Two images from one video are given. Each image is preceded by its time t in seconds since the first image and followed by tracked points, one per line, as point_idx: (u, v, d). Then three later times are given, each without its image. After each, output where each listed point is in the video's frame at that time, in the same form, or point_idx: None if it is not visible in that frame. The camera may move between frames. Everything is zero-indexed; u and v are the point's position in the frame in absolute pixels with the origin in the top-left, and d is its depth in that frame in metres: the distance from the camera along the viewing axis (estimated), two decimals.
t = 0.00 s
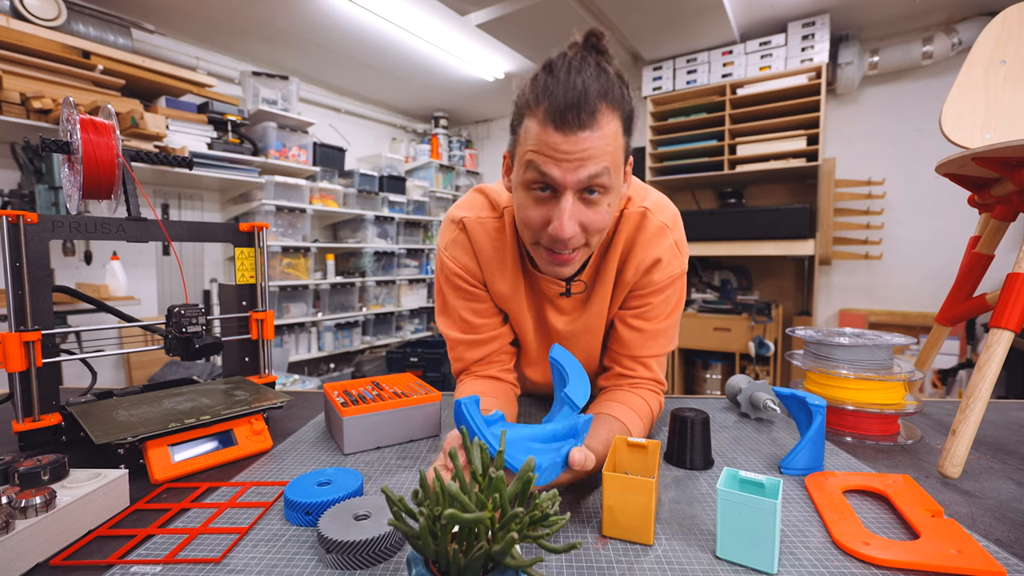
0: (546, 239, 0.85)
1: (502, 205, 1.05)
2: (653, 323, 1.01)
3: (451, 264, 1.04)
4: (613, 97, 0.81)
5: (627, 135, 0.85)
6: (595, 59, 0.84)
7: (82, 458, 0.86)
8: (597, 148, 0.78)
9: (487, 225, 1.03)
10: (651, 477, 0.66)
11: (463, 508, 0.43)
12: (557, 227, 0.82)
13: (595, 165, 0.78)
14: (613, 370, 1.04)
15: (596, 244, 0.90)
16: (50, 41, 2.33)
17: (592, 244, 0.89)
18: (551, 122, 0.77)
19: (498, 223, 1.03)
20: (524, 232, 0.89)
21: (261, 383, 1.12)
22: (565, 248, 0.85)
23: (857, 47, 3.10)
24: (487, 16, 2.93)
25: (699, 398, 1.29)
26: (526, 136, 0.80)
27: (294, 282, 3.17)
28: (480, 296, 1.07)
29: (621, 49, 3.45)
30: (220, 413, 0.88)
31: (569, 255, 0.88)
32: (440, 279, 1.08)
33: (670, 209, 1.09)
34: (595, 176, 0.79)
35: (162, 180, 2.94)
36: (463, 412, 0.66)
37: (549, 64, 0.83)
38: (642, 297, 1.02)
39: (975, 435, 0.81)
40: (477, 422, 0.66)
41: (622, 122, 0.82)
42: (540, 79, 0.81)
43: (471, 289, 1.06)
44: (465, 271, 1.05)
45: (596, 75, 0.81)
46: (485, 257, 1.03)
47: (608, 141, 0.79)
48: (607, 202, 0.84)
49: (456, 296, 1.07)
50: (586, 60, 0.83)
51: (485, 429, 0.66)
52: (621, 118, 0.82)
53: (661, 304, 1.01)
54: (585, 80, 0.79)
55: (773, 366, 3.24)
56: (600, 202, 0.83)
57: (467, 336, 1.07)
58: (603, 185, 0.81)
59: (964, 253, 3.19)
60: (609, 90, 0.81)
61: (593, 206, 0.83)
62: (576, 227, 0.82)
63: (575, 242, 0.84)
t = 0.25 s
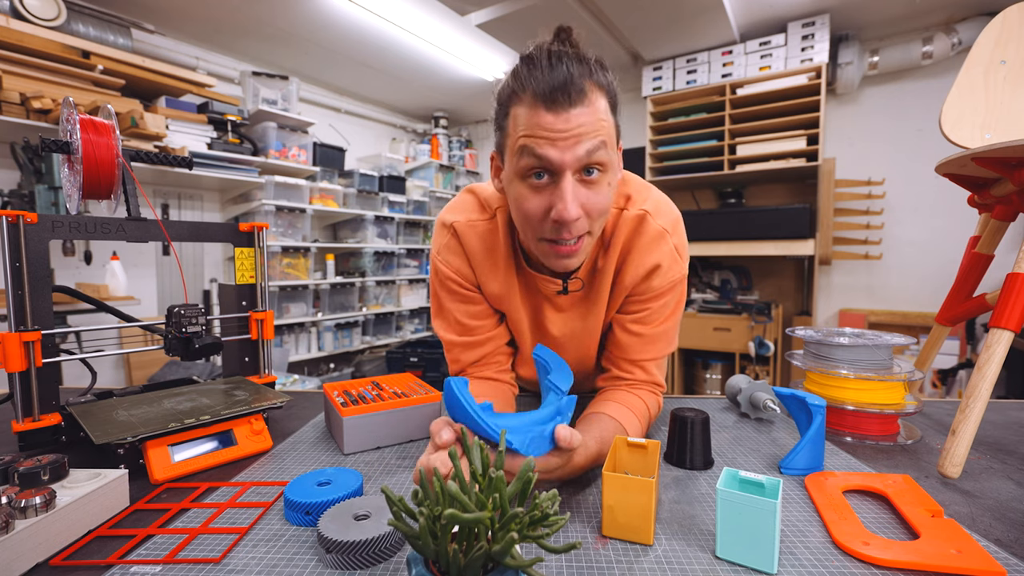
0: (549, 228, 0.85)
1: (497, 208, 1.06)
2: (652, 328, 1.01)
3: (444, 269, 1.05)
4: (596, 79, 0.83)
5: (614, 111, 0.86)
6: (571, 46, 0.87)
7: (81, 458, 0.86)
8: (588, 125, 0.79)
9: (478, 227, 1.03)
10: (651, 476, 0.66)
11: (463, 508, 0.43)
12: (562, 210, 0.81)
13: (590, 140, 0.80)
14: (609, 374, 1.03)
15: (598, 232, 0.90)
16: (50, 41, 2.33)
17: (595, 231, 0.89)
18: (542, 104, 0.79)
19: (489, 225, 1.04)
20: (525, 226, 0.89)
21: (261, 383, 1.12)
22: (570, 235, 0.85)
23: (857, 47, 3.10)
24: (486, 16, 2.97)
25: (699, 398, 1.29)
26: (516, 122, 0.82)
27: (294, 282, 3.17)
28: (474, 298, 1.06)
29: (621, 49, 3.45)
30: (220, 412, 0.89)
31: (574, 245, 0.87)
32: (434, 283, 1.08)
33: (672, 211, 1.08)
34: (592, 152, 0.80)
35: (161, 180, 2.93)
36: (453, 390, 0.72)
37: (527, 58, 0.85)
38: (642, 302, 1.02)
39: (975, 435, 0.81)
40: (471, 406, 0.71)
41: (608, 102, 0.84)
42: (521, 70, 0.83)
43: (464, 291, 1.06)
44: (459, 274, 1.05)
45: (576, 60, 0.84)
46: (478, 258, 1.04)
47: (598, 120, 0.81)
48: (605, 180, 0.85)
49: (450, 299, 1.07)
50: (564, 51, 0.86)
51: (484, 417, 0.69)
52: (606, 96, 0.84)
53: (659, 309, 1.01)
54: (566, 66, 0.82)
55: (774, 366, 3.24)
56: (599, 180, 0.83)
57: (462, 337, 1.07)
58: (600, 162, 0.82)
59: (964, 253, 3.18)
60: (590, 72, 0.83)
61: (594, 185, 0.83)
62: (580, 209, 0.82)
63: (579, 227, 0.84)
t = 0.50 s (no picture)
0: (533, 202, 0.89)
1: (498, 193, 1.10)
2: (643, 314, 1.00)
3: (451, 257, 1.09)
4: (579, 69, 0.89)
5: (595, 102, 0.91)
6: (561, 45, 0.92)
7: (81, 458, 0.86)
8: (566, 107, 0.84)
9: (484, 216, 1.06)
10: (651, 477, 0.66)
11: (463, 508, 0.43)
12: (541, 183, 0.86)
13: (568, 120, 0.84)
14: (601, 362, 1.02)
15: (581, 208, 0.94)
16: (50, 41, 2.33)
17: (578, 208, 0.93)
18: (526, 88, 0.84)
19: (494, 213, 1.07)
20: (513, 200, 0.93)
21: (261, 383, 1.12)
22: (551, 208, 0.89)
23: (857, 47, 3.10)
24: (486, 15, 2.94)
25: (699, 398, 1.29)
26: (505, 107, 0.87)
27: (294, 282, 3.17)
28: (481, 283, 1.09)
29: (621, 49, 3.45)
30: (220, 413, 0.89)
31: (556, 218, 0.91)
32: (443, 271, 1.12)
33: (660, 205, 1.08)
34: (570, 131, 0.84)
35: (161, 180, 2.93)
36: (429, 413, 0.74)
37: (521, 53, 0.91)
38: (630, 288, 1.02)
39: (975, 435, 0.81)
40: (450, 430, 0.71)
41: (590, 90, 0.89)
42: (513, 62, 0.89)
43: (472, 277, 1.09)
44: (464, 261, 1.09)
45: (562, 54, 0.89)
46: (483, 245, 1.06)
47: (577, 102, 0.85)
48: (586, 160, 0.89)
49: (458, 286, 1.09)
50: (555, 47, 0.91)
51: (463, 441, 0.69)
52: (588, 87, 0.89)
53: (649, 295, 1.00)
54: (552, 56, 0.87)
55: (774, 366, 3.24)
56: (578, 159, 0.88)
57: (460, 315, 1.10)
58: (579, 142, 0.86)
59: (964, 253, 3.19)
60: (574, 65, 0.88)
61: (573, 164, 0.88)
62: (559, 181, 0.87)
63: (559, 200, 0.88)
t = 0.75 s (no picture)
0: (524, 190, 0.90)
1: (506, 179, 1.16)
2: (637, 310, 0.98)
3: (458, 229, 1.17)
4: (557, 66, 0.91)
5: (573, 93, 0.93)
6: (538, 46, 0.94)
7: (81, 458, 0.86)
8: (543, 102, 0.85)
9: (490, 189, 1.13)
10: (651, 477, 0.66)
11: (463, 508, 0.43)
12: (529, 174, 0.87)
13: (548, 112, 0.85)
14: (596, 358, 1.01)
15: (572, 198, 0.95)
16: (50, 40, 2.33)
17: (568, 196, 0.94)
18: (506, 88, 0.86)
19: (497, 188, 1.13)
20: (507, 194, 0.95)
21: (261, 383, 1.12)
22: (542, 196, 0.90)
23: (858, 47, 3.10)
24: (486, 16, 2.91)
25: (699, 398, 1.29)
26: (491, 107, 0.89)
27: (294, 282, 3.17)
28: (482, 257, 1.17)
29: (621, 49, 3.46)
30: (220, 413, 0.89)
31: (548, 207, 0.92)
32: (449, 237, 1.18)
33: (652, 203, 1.09)
34: (550, 122, 0.86)
35: (162, 180, 2.93)
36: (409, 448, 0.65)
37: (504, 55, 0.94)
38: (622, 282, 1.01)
39: (975, 435, 0.81)
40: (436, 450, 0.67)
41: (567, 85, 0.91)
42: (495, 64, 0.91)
43: (474, 244, 1.15)
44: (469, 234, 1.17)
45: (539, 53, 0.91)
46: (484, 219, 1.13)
47: (556, 96, 0.87)
48: (570, 148, 0.90)
49: (460, 250, 1.15)
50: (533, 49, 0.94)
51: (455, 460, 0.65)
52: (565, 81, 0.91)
53: (640, 290, 0.99)
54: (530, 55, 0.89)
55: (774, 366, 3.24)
56: (563, 148, 0.89)
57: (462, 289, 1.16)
58: (562, 130, 0.88)
59: (964, 253, 3.18)
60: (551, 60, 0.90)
61: (558, 153, 0.89)
62: (547, 169, 0.88)
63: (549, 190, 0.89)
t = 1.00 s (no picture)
0: (528, 206, 0.91)
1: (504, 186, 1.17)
2: (638, 311, 0.98)
3: (459, 237, 1.19)
4: (561, 78, 0.90)
5: (577, 108, 0.93)
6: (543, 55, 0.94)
7: (81, 458, 0.86)
8: (551, 118, 0.85)
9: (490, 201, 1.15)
10: (651, 477, 0.66)
11: (463, 508, 0.43)
12: (534, 190, 0.87)
13: (554, 128, 0.85)
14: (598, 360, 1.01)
15: (576, 210, 0.95)
16: (50, 41, 2.33)
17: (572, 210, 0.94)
18: (511, 102, 0.85)
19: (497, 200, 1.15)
20: (511, 209, 0.95)
21: (261, 383, 1.12)
22: (546, 211, 0.90)
23: (857, 47, 3.10)
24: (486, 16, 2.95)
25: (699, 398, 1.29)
26: (496, 121, 0.89)
27: (294, 282, 3.17)
28: (481, 263, 1.19)
29: (621, 49, 3.46)
30: (220, 413, 0.89)
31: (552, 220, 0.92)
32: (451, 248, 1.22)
33: (654, 203, 1.08)
34: (556, 138, 0.86)
35: (162, 180, 2.93)
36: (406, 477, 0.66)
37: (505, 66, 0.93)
38: (623, 284, 1.02)
39: (975, 435, 0.81)
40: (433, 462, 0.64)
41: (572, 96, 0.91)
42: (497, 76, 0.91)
43: (474, 257, 1.19)
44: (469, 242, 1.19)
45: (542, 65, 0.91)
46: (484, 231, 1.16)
47: (562, 112, 0.87)
48: (574, 163, 0.91)
49: (462, 263, 1.20)
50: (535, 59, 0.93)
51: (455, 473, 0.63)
52: (570, 94, 0.91)
53: (641, 291, 0.99)
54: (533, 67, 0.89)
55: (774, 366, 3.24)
56: (567, 163, 0.89)
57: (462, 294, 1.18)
58: (567, 146, 0.88)
59: (964, 253, 3.18)
60: (554, 73, 0.90)
61: (562, 168, 0.89)
62: (551, 186, 0.88)
63: (553, 205, 0.90)
